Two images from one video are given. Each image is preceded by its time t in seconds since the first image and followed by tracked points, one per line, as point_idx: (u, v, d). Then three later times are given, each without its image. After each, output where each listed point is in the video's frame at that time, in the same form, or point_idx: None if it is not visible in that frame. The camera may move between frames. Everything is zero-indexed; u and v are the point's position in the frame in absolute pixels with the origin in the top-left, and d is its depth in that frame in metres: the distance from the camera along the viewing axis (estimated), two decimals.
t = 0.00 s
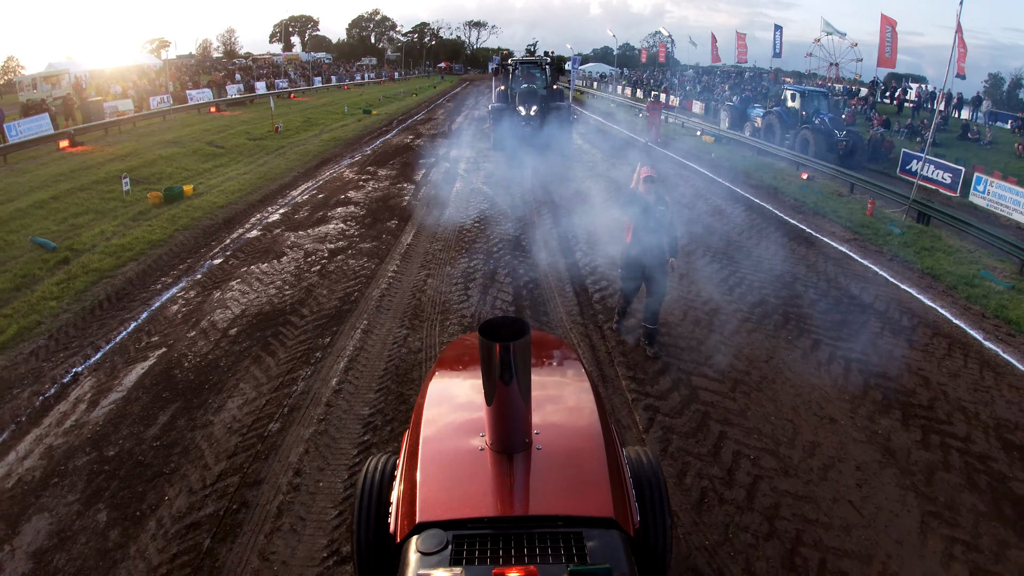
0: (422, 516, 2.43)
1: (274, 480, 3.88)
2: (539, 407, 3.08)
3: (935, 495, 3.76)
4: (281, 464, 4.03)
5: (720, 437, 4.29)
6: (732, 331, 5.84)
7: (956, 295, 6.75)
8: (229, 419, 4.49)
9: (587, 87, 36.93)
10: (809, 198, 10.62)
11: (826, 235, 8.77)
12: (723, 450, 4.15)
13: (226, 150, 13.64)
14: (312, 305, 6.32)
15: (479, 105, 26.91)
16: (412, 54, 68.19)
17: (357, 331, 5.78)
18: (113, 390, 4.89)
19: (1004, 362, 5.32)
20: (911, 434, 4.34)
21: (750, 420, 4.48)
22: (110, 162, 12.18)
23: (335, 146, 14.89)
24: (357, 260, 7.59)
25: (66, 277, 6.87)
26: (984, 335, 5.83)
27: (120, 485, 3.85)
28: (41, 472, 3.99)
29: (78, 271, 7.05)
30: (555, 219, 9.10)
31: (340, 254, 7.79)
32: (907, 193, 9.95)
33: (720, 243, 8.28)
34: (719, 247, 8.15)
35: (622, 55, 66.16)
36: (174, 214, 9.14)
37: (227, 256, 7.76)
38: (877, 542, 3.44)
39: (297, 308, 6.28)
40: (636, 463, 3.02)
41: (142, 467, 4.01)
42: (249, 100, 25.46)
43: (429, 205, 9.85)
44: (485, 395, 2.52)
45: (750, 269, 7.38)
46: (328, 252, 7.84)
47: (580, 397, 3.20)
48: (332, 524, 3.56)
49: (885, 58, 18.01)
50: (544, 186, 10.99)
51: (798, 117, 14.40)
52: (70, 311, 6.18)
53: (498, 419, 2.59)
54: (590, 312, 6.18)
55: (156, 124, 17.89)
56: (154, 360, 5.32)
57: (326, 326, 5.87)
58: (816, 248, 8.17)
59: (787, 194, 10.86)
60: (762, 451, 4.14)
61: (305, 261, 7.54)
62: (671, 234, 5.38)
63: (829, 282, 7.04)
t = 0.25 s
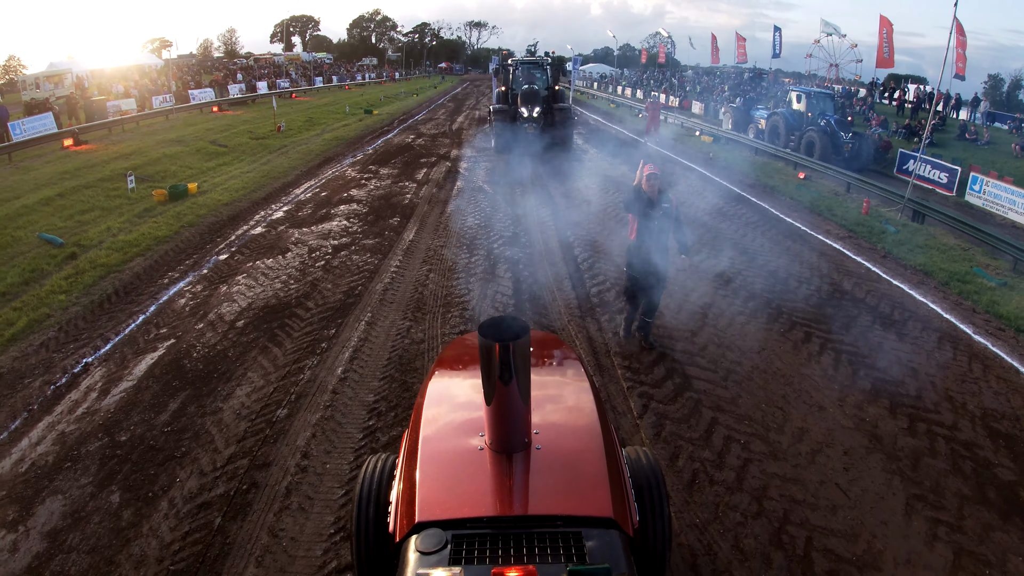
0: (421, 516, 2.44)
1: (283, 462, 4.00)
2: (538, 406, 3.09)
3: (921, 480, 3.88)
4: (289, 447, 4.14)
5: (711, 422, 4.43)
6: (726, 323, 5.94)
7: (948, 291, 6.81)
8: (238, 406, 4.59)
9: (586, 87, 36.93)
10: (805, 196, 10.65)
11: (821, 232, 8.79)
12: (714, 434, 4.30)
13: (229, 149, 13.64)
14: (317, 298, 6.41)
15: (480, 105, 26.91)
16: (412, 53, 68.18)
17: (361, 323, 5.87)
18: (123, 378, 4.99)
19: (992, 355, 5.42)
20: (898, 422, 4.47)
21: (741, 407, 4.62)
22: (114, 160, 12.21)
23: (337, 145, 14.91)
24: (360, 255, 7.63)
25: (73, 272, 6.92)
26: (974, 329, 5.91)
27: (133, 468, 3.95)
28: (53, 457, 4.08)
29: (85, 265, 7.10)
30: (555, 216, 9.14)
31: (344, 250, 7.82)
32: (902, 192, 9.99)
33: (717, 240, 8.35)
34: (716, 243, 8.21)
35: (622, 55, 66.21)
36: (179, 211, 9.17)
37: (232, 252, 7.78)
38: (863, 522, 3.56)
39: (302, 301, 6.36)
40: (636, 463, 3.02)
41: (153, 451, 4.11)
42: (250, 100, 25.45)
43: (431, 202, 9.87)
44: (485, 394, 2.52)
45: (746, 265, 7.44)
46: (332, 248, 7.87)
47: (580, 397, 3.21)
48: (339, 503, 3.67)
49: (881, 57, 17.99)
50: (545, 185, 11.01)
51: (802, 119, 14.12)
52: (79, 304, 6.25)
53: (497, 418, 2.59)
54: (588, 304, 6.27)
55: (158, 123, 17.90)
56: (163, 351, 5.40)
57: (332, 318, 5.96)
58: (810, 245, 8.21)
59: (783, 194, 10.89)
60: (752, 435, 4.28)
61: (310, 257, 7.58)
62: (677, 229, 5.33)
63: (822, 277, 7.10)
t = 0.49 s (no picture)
0: (419, 517, 2.44)
1: (291, 444, 4.18)
2: (538, 408, 3.09)
3: (905, 463, 4.04)
4: (297, 431, 4.33)
5: (703, 409, 4.60)
6: (720, 316, 6.07)
7: (938, 287, 6.87)
8: (247, 393, 4.77)
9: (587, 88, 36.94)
10: (799, 195, 10.69)
11: (814, 230, 8.80)
12: (705, 419, 4.48)
13: (233, 148, 13.69)
14: (322, 290, 6.54)
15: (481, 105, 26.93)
16: (413, 53, 68.22)
17: (366, 314, 6.02)
18: (134, 367, 5.16)
19: (981, 348, 5.53)
20: (885, 409, 4.62)
21: (733, 393, 4.79)
22: (119, 159, 12.27)
23: (339, 144, 14.95)
24: (363, 250, 7.69)
25: (83, 266, 7.04)
26: (963, 323, 6.00)
27: (145, 451, 4.13)
28: (68, 441, 4.26)
29: (93, 261, 7.20)
30: (554, 213, 9.18)
31: (348, 246, 7.84)
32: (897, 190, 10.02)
33: (713, 236, 8.42)
34: (712, 239, 8.29)
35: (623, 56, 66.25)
36: (185, 208, 9.23)
37: (237, 248, 7.82)
38: (847, 502, 3.72)
39: (307, 294, 6.47)
40: (636, 465, 3.02)
41: (165, 435, 4.29)
42: (253, 100, 25.48)
43: (433, 201, 9.88)
44: (484, 396, 2.53)
45: (740, 261, 7.51)
46: (335, 244, 7.91)
47: (580, 398, 3.20)
48: (345, 482, 3.87)
49: (879, 58, 18.02)
50: (545, 184, 11.03)
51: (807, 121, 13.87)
52: (89, 298, 6.37)
53: (497, 419, 2.59)
54: (585, 296, 6.38)
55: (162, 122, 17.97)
56: (172, 342, 5.56)
57: (337, 310, 6.10)
58: (804, 242, 8.24)
59: (780, 192, 10.91)
60: (742, 420, 4.45)
61: (314, 252, 7.63)
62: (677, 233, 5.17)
63: (816, 273, 7.17)
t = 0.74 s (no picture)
0: (419, 517, 2.44)
1: (299, 430, 4.26)
2: (538, 408, 3.09)
3: (893, 450, 4.11)
4: (304, 417, 4.40)
5: (696, 396, 4.68)
6: (714, 309, 6.12)
7: (931, 283, 6.90)
8: (254, 381, 4.83)
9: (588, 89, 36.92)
10: (796, 193, 10.74)
11: (810, 228, 8.81)
12: (698, 406, 4.55)
13: (235, 147, 13.69)
14: (327, 284, 6.57)
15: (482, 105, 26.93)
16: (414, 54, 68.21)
17: (371, 306, 6.05)
18: (143, 357, 5.22)
19: (972, 341, 5.56)
20: (874, 398, 4.69)
21: (726, 382, 4.86)
22: (123, 157, 12.30)
23: (340, 144, 14.95)
24: (366, 246, 7.72)
25: (90, 262, 7.09)
26: (954, 317, 6.04)
27: (156, 437, 4.21)
28: (79, 428, 4.33)
29: (100, 256, 7.25)
30: (554, 211, 9.19)
31: (351, 242, 7.85)
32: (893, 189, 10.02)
33: (710, 233, 8.46)
34: (709, 236, 8.34)
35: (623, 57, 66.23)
36: (190, 206, 9.23)
37: (242, 244, 7.83)
38: (835, 484, 3.81)
39: (312, 288, 6.49)
40: (635, 468, 3.01)
41: (175, 422, 4.36)
42: (254, 99, 25.46)
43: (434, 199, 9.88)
44: (484, 395, 2.53)
45: (736, 257, 7.55)
46: (338, 240, 7.93)
47: (580, 399, 3.20)
48: (351, 463, 3.94)
49: (879, 59, 18.02)
50: (546, 183, 11.05)
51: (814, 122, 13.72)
52: (97, 292, 6.43)
53: (496, 420, 2.59)
54: (582, 289, 6.42)
55: (166, 121, 17.98)
56: (181, 333, 5.60)
57: (342, 303, 6.13)
58: (798, 239, 8.25)
59: (777, 191, 10.92)
60: (735, 409, 4.51)
61: (318, 248, 7.65)
62: (674, 238, 5.07)
63: (809, 269, 7.18)
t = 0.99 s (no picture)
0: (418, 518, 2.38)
1: (306, 416, 4.25)
2: (538, 409, 3.02)
3: (882, 438, 4.09)
4: (311, 404, 4.39)
5: (690, 386, 4.66)
6: (706, 302, 6.08)
7: (925, 279, 6.85)
8: (262, 371, 4.81)
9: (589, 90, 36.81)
10: (793, 192, 10.69)
11: (806, 226, 8.75)
12: (691, 395, 4.53)
13: (238, 147, 13.64)
14: (331, 279, 6.53)
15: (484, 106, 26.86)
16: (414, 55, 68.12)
17: (374, 300, 6.01)
18: (153, 349, 5.18)
19: (963, 335, 5.50)
20: (864, 388, 4.65)
21: (718, 372, 4.85)
22: (128, 156, 12.22)
23: (341, 144, 14.87)
24: (368, 242, 7.68)
25: (97, 258, 7.04)
26: (945, 312, 5.99)
27: (166, 424, 4.20)
28: (91, 417, 4.31)
29: (108, 252, 7.20)
30: (553, 209, 9.13)
31: (355, 239, 7.80)
32: (890, 188, 9.95)
33: (706, 230, 8.40)
34: (705, 233, 8.28)
35: (624, 60, 66.17)
36: (194, 204, 9.15)
37: (246, 241, 7.78)
38: (824, 469, 3.79)
39: (317, 283, 6.43)
40: (636, 468, 2.95)
41: (184, 410, 4.34)
42: (256, 100, 25.38)
43: (436, 197, 9.82)
44: (483, 395, 2.47)
45: (731, 253, 7.48)
46: (342, 237, 7.88)
47: (579, 399, 3.14)
48: (357, 447, 3.94)
49: (877, 60, 17.96)
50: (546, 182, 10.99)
51: (819, 125, 13.61)
52: (105, 287, 6.38)
53: (494, 420, 2.54)
54: (580, 283, 6.39)
55: (169, 122, 17.90)
56: (189, 326, 5.56)
57: (348, 297, 6.09)
58: (793, 237, 8.17)
59: (774, 190, 10.87)
60: (728, 399, 4.48)
61: (324, 245, 7.60)
62: (674, 241, 4.96)
63: (803, 266, 7.10)
